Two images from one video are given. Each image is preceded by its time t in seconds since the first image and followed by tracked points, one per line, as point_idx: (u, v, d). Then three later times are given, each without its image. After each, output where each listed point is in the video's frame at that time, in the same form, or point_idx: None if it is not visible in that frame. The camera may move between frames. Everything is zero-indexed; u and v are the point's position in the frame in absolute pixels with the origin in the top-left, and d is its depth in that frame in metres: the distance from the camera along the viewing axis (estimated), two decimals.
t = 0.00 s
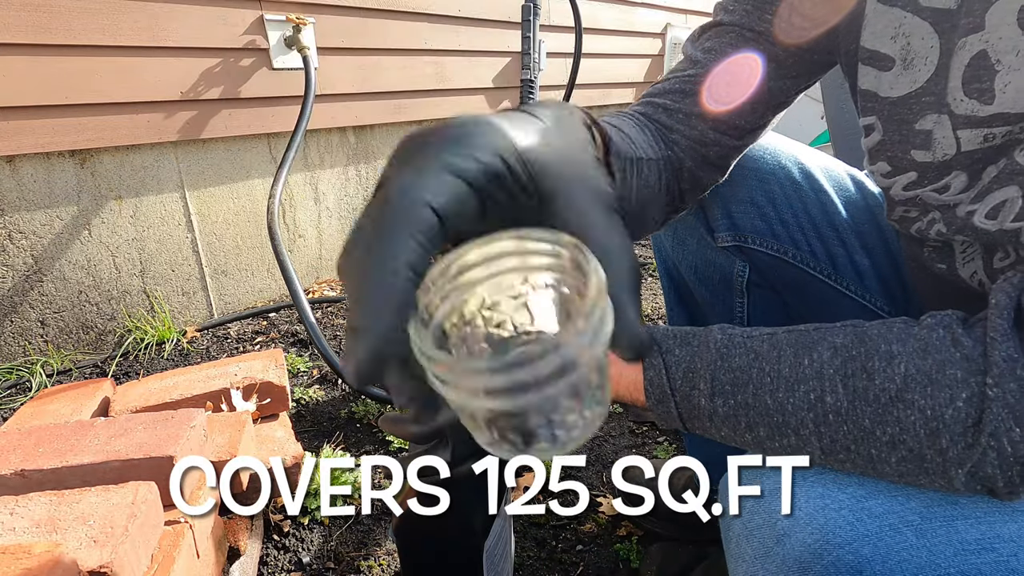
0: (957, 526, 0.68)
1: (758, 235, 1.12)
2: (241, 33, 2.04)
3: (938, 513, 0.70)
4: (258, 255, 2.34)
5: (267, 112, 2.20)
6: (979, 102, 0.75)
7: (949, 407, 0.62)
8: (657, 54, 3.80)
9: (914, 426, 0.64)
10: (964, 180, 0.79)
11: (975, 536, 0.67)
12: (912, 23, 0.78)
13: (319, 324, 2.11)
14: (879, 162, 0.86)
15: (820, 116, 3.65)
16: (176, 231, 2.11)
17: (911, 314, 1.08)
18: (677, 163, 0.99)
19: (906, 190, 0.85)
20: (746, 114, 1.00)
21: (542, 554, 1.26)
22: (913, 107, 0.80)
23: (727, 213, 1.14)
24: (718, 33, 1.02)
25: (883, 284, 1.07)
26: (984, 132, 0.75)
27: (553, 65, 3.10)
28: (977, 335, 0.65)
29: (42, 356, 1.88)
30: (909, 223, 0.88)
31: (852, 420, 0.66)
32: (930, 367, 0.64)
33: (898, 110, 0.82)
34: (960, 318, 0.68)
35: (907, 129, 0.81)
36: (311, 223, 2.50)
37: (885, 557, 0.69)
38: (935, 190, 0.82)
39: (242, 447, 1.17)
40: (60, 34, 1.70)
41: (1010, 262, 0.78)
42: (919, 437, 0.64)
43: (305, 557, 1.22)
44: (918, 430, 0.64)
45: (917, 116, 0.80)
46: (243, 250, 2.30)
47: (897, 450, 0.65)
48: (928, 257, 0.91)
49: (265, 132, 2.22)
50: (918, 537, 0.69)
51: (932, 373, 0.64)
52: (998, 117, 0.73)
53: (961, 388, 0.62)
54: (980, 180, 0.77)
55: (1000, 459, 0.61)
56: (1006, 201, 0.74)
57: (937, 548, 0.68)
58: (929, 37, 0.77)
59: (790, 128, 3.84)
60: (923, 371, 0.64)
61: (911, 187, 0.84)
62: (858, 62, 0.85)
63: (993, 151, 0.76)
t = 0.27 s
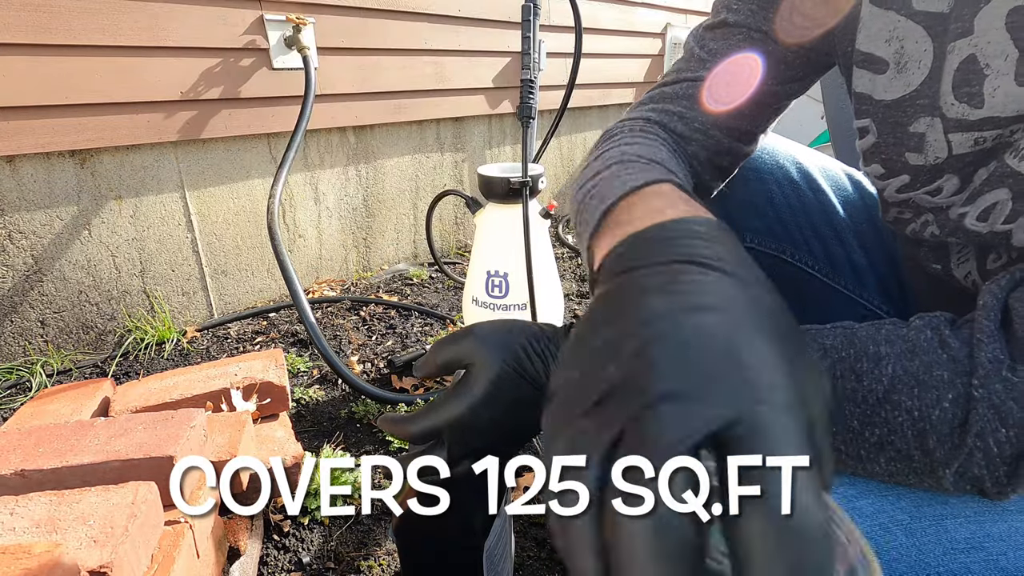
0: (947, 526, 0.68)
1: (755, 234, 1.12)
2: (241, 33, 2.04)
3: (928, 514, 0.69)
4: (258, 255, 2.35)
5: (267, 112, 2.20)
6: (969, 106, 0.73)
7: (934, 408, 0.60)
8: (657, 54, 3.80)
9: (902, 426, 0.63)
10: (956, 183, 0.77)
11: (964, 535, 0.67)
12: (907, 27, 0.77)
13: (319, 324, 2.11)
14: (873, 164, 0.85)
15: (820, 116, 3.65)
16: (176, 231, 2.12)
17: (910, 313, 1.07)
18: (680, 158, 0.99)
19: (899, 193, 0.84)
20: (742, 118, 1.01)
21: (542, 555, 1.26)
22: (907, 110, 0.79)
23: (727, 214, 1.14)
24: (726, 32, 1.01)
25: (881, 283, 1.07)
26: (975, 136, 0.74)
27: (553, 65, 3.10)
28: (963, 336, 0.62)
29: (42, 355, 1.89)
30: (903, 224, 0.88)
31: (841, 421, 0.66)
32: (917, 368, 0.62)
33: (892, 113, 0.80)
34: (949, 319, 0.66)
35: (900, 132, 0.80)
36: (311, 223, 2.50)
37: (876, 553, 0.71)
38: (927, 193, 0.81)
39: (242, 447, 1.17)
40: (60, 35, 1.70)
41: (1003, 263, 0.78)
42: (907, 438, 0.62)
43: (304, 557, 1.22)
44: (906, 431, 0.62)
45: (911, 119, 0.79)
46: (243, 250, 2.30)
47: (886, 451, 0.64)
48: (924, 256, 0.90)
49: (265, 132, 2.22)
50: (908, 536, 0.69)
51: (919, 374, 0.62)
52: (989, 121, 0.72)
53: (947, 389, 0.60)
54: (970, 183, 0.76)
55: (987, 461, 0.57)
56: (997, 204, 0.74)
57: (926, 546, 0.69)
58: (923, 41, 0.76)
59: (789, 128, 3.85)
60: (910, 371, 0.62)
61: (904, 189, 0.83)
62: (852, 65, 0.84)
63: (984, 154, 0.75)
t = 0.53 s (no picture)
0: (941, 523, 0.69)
1: (754, 235, 1.12)
2: (241, 33, 2.04)
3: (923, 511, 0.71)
4: (258, 255, 2.35)
5: (267, 112, 2.20)
6: (964, 110, 0.74)
7: (926, 405, 0.63)
8: (657, 54, 3.80)
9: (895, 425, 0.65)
10: (951, 186, 0.78)
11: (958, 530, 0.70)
12: (904, 30, 0.78)
13: (319, 324, 2.11)
14: (871, 166, 0.87)
15: (820, 116, 3.65)
16: (176, 231, 2.12)
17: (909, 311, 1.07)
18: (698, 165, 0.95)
19: (896, 196, 0.85)
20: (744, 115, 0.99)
21: (542, 554, 1.26)
22: (905, 113, 0.80)
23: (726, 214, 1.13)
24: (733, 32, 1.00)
25: (880, 283, 1.08)
26: (971, 139, 0.74)
27: (553, 65, 3.10)
28: (955, 335, 0.65)
29: (42, 356, 1.89)
30: (900, 227, 0.90)
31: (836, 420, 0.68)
32: (909, 367, 0.64)
33: (891, 116, 0.81)
34: (941, 318, 0.69)
35: (899, 134, 0.81)
36: (311, 223, 2.50)
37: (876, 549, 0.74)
38: (924, 196, 0.82)
39: (242, 447, 1.17)
40: (60, 35, 1.70)
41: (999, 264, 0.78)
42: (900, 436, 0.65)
43: (304, 557, 1.22)
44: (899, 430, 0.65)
45: (909, 121, 0.80)
46: (243, 250, 2.30)
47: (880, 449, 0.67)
48: (923, 257, 0.91)
49: (265, 132, 2.22)
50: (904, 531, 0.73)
51: (911, 373, 0.64)
52: (984, 125, 0.73)
53: (939, 387, 0.63)
54: (966, 185, 0.77)
55: (977, 456, 0.63)
56: (992, 206, 0.73)
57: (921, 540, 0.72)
58: (919, 44, 0.77)
59: (789, 128, 3.85)
60: (902, 370, 0.65)
61: (901, 191, 0.84)
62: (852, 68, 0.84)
63: (979, 156, 0.75)
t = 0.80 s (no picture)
0: (939, 528, 0.67)
1: (754, 234, 1.13)
2: (241, 33, 2.04)
3: (923, 516, 0.68)
4: (258, 255, 2.35)
5: (267, 112, 2.20)
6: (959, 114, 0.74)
7: (927, 414, 0.61)
8: (657, 54, 3.80)
9: (894, 432, 0.62)
10: (949, 189, 0.78)
11: (957, 538, 0.66)
12: (896, 37, 0.79)
13: (319, 324, 2.11)
14: (868, 171, 0.88)
15: (820, 116, 3.66)
16: (176, 231, 2.12)
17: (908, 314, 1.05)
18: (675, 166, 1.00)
19: (893, 200, 0.86)
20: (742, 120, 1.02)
21: (542, 555, 1.26)
22: (898, 118, 0.81)
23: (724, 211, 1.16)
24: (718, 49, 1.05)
25: (879, 282, 1.07)
26: (966, 143, 0.74)
27: (553, 65, 3.10)
28: (956, 341, 0.63)
29: (42, 355, 1.89)
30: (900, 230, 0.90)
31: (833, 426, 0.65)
32: (910, 374, 0.63)
33: (885, 120, 0.83)
34: (941, 322, 0.67)
35: (891, 138, 0.82)
36: (311, 223, 2.50)
37: (868, 557, 0.69)
38: (922, 200, 0.82)
39: (242, 447, 1.17)
40: (60, 35, 1.70)
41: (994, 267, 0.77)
42: (900, 443, 0.62)
43: (304, 557, 1.22)
44: (898, 436, 0.62)
45: (903, 126, 0.81)
46: (243, 250, 2.30)
47: (879, 455, 0.63)
48: (922, 259, 0.90)
49: (265, 132, 2.22)
50: (900, 539, 0.68)
51: (912, 380, 0.62)
52: (979, 129, 0.73)
53: (940, 395, 0.61)
54: (963, 188, 0.77)
55: (978, 466, 0.59)
56: (989, 209, 0.73)
57: (918, 549, 0.67)
58: (912, 50, 0.78)
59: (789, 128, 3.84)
60: (904, 378, 0.63)
61: (898, 196, 0.85)
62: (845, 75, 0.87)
63: (976, 160, 0.75)
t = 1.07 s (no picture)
0: (922, 523, 0.68)
1: (754, 230, 1.12)
2: (240, 33, 2.04)
3: (906, 512, 0.69)
4: (258, 255, 2.35)
5: (267, 112, 2.20)
6: (947, 117, 0.75)
7: (904, 410, 0.61)
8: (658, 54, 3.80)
9: (873, 428, 0.62)
10: (941, 190, 0.79)
11: (940, 533, 0.67)
12: (885, 41, 0.80)
13: (319, 324, 2.11)
14: (862, 173, 0.89)
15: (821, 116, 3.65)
16: (176, 231, 2.12)
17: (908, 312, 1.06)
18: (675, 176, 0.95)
19: (887, 202, 0.87)
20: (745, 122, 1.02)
21: (542, 555, 1.26)
22: (889, 121, 0.82)
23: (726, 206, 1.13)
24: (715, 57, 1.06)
25: (878, 279, 1.07)
26: (954, 145, 0.75)
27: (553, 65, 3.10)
28: (934, 340, 0.63)
29: (42, 355, 1.88)
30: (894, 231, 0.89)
31: (814, 422, 0.64)
32: (888, 371, 0.62)
33: (877, 123, 0.84)
34: (921, 321, 0.67)
35: (881, 141, 0.84)
36: (311, 223, 2.50)
37: (849, 552, 0.70)
38: (914, 201, 0.82)
39: (242, 447, 1.17)
40: (60, 35, 1.70)
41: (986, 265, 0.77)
42: (879, 438, 0.62)
43: (304, 557, 1.22)
44: (877, 432, 0.62)
45: (894, 129, 0.82)
46: (243, 249, 2.30)
47: (859, 450, 0.63)
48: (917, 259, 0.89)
49: (264, 132, 2.22)
50: (883, 534, 0.69)
51: (890, 377, 0.62)
52: (967, 131, 0.73)
53: (916, 391, 0.61)
54: (954, 189, 0.77)
55: (955, 460, 0.60)
56: (975, 210, 0.72)
57: (901, 544, 0.68)
58: (900, 54, 0.79)
59: (790, 128, 3.84)
60: (881, 374, 0.63)
61: (892, 197, 0.85)
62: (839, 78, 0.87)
63: (965, 162, 0.76)
